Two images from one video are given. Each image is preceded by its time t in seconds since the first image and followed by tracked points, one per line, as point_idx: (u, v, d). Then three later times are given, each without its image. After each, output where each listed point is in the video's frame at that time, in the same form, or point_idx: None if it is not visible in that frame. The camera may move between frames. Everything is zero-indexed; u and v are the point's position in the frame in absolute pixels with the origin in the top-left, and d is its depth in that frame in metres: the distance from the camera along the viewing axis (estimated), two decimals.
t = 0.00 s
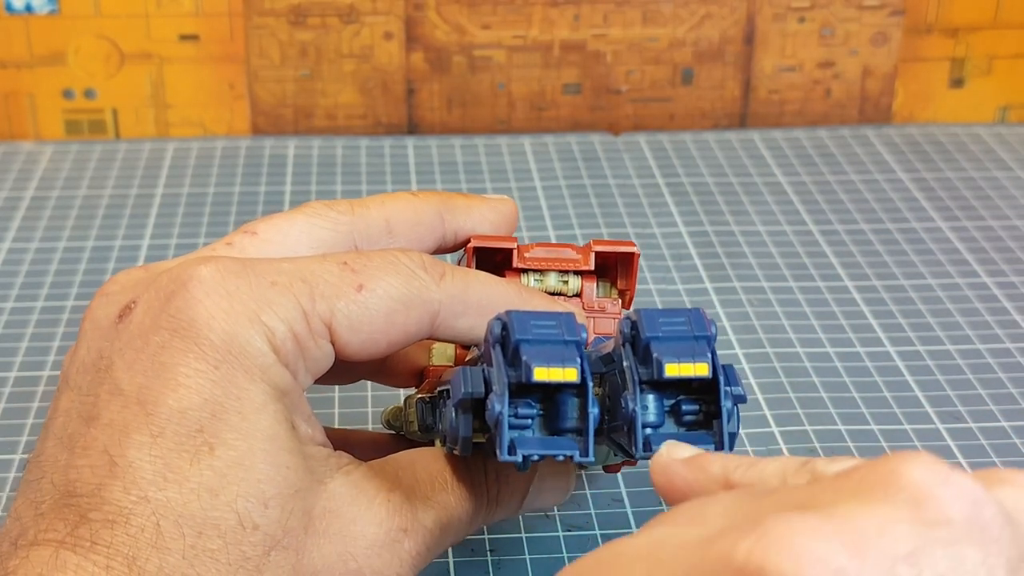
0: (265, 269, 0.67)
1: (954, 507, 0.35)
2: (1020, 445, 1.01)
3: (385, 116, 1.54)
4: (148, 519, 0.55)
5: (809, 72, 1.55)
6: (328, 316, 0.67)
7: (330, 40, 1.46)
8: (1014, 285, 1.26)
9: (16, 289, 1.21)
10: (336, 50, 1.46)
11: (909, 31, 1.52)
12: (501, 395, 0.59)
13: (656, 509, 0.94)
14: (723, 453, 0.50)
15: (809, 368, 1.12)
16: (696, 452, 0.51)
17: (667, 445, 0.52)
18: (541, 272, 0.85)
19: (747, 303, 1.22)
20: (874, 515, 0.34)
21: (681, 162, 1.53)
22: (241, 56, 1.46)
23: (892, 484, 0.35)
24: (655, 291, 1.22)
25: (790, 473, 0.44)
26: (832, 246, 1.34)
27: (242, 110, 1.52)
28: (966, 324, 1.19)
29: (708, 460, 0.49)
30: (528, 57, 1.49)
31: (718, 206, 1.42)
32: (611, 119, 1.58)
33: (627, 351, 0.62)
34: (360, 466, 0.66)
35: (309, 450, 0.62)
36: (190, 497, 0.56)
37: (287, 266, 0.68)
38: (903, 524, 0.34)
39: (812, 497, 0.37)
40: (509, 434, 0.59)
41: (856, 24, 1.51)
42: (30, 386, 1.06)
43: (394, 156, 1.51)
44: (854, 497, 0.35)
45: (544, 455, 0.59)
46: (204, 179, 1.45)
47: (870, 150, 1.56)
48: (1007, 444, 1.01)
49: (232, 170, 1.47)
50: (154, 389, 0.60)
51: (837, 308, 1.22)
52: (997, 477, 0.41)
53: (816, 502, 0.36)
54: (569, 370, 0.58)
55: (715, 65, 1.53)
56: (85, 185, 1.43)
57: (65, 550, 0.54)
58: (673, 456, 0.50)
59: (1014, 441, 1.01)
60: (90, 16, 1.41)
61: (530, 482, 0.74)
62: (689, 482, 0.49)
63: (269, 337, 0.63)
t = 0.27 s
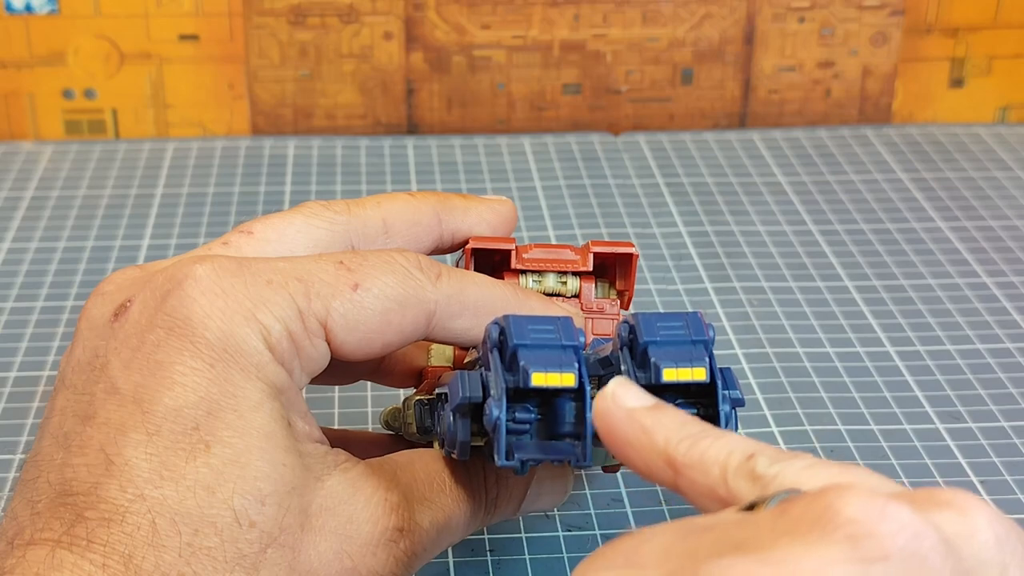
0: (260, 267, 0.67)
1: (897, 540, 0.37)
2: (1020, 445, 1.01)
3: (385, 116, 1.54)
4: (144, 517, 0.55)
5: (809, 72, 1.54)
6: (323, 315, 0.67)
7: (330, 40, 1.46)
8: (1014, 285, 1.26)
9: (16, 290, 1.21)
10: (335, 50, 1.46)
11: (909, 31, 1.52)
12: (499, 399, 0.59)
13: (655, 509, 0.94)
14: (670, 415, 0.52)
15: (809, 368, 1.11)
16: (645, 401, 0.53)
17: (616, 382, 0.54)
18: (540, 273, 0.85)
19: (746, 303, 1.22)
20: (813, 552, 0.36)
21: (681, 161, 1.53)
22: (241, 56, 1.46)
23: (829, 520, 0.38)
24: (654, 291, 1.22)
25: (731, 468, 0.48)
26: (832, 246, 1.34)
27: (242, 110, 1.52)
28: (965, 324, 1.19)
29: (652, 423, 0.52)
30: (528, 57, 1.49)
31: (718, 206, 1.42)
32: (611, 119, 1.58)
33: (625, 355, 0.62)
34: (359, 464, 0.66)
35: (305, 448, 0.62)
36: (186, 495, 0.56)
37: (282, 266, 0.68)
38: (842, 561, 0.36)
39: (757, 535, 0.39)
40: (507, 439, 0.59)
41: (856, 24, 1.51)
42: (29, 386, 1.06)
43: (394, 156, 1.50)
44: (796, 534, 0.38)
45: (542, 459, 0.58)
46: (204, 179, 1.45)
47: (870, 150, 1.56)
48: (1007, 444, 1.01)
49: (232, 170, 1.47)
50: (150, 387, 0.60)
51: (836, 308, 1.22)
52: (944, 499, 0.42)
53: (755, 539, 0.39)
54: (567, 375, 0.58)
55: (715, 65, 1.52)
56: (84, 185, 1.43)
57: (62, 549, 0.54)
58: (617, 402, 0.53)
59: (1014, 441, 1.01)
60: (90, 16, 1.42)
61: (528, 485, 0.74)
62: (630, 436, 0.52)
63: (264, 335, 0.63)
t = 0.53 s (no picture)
0: (258, 268, 0.67)
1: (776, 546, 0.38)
2: (1020, 446, 1.01)
3: (385, 116, 1.54)
4: (143, 518, 0.55)
5: (809, 72, 1.54)
6: (322, 316, 0.67)
7: (330, 40, 1.46)
8: (1014, 285, 1.25)
9: (16, 290, 1.21)
10: (335, 50, 1.47)
11: (909, 31, 1.52)
12: (499, 400, 0.59)
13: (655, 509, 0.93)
14: (581, 415, 0.52)
15: (809, 368, 1.11)
16: (554, 401, 0.53)
17: (530, 381, 0.54)
18: (540, 273, 0.85)
19: (746, 303, 1.22)
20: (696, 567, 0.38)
21: (681, 162, 1.53)
22: (241, 56, 1.46)
23: (711, 533, 0.39)
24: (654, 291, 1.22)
25: (636, 474, 0.48)
26: (832, 246, 1.34)
27: (242, 110, 1.52)
28: (966, 324, 1.19)
29: (562, 423, 0.52)
30: (528, 57, 1.49)
31: (718, 206, 1.42)
32: (611, 119, 1.58)
33: (624, 356, 0.62)
34: (357, 465, 0.66)
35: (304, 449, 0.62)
36: (184, 496, 0.56)
37: (281, 266, 0.68)
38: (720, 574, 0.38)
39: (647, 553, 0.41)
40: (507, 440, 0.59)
41: (856, 24, 1.51)
42: (29, 386, 1.06)
43: (394, 156, 1.50)
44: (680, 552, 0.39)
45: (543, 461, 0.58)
46: (204, 179, 1.45)
47: (870, 150, 1.56)
48: (1007, 444, 1.01)
49: (232, 170, 1.47)
50: (148, 388, 0.60)
51: (837, 308, 1.22)
52: (828, 505, 0.43)
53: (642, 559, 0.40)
54: (567, 376, 0.58)
55: (715, 65, 1.53)
56: (85, 185, 1.43)
57: (60, 550, 0.54)
58: (531, 399, 0.54)
59: (1015, 441, 1.01)
60: (90, 16, 1.42)
61: (529, 485, 0.74)
62: (540, 434, 0.53)
63: (262, 336, 0.63)
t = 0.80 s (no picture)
0: (260, 269, 0.67)
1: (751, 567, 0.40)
2: (1020, 446, 1.01)
3: (385, 116, 1.54)
4: (144, 519, 0.55)
5: (809, 72, 1.54)
6: (324, 317, 0.67)
7: (330, 40, 1.46)
8: (1014, 285, 1.26)
9: (16, 290, 1.21)
10: (335, 50, 1.47)
11: (909, 31, 1.52)
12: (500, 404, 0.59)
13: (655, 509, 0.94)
14: (572, 432, 0.53)
15: (809, 367, 1.11)
16: (545, 417, 0.54)
17: (522, 395, 0.55)
18: (543, 274, 0.85)
19: (746, 303, 1.22)
20: None
21: (681, 162, 1.53)
22: (241, 55, 1.46)
23: (685, 556, 0.41)
24: (654, 291, 1.22)
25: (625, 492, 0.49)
26: (832, 246, 1.34)
27: (242, 110, 1.52)
28: (966, 324, 1.19)
29: (553, 440, 0.53)
30: (528, 57, 1.49)
31: (718, 206, 1.42)
32: (611, 119, 1.58)
33: (627, 360, 0.62)
34: (359, 466, 0.66)
35: (305, 451, 0.62)
36: (186, 498, 0.56)
37: (282, 267, 0.68)
38: None
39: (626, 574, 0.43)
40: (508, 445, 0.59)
41: (856, 24, 1.51)
42: (30, 386, 1.06)
43: (394, 156, 1.50)
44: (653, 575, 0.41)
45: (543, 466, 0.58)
46: (204, 179, 1.45)
47: (870, 150, 1.56)
48: (1008, 444, 1.01)
49: (232, 170, 1.47)
50: (149, 389, 0.60)
51: (837, 308, 1.22)
52: (810, 521, 0.44)
53: None
54: (568, 381, 0.58)
55: (715, 65, 1.53)
56: (85, 185, 1.43)
57: (61, 551, 0.54)
58: (522, 416, 0.54)
59: (1015, 441, 1.01)
60: (90, 16, 1.42)
61: (530, 486, 0.74)
62: (533, 451, 0.54)
63: (264, 337, 0.63)
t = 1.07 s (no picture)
0: (261, 269, 0.67)
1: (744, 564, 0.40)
2: (1020, 445, 1.01)
3: (386, 116, 1.54)
4: (145, 519, 0.55)
5: (809, 72, 1.54)
6: (324, 318, 0.67)
7: (330, 40, 1.46)
8: (1014, 285, 1.26)
9: (16, 290, 1.21)
10: (335, 50, 1.47)
11: (909, 31, 1.52)
12: (502, 402, 0.59)
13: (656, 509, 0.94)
14: (577, 426, 0.53)
15: (809, 367, 1.11)
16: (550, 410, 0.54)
17: (527, 389, 0.55)
18: (544, 275, 0.85)
19: (746, 303, 1.22)
20: None
21: (681, 162, 1.53)
22: (240, 55, 1.46)
23: (678, 553, 0.42)
24: (654, 291, 1.22)
25: (632, 488, 0.49)
26: (832, 246, 1.34)
27: (242, 110, 1.52)
28: (966, 324, 1.19)
29: (559, 435, 0.52)
30: (528, 57, 1.49)
31: (718, 206, 1.42)
32: (611, 119, 1.58)
33: (629, 357, 0.62)
34: (360, 467, 0.66)
35: (305, 451, 0.62)
36: (186, 498, 0.56)
37: (283, 267, 0.68)
38: None
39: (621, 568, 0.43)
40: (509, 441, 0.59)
41: (856, 24, 1.51)
42: (30, 386, 1.06)
43: (394, 156, 1.50)
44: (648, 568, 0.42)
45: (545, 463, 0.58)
46: (204, 179, 1.45)
47: (870, 150, 1.56)
48: (1007, 444, 1.01)
49: (232, 170, 1.47)
50: (150, 389, 0.60)
51: (837, 308, 1.22)
52: (807, 519, 0.44)
53: (612, 573, 0.43)
54: (570, 378, 0.58)
55: (715, 65, 1.53)
56: (85, 185, 1.43)
57: (61, 551, 0.54)
58: (528, 410, 0.53)
59: (1015, 441, 1.01)
60: (90, 16, 1.42)
61: (531, 486, 0.74)
62: (538, 446, 0.53)
63: (264, 338, 0.63)
